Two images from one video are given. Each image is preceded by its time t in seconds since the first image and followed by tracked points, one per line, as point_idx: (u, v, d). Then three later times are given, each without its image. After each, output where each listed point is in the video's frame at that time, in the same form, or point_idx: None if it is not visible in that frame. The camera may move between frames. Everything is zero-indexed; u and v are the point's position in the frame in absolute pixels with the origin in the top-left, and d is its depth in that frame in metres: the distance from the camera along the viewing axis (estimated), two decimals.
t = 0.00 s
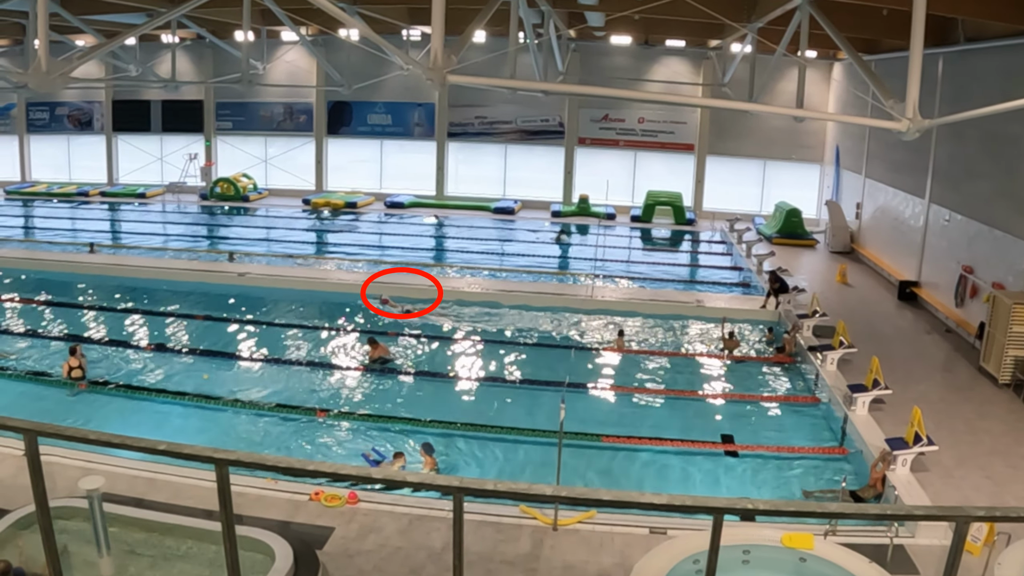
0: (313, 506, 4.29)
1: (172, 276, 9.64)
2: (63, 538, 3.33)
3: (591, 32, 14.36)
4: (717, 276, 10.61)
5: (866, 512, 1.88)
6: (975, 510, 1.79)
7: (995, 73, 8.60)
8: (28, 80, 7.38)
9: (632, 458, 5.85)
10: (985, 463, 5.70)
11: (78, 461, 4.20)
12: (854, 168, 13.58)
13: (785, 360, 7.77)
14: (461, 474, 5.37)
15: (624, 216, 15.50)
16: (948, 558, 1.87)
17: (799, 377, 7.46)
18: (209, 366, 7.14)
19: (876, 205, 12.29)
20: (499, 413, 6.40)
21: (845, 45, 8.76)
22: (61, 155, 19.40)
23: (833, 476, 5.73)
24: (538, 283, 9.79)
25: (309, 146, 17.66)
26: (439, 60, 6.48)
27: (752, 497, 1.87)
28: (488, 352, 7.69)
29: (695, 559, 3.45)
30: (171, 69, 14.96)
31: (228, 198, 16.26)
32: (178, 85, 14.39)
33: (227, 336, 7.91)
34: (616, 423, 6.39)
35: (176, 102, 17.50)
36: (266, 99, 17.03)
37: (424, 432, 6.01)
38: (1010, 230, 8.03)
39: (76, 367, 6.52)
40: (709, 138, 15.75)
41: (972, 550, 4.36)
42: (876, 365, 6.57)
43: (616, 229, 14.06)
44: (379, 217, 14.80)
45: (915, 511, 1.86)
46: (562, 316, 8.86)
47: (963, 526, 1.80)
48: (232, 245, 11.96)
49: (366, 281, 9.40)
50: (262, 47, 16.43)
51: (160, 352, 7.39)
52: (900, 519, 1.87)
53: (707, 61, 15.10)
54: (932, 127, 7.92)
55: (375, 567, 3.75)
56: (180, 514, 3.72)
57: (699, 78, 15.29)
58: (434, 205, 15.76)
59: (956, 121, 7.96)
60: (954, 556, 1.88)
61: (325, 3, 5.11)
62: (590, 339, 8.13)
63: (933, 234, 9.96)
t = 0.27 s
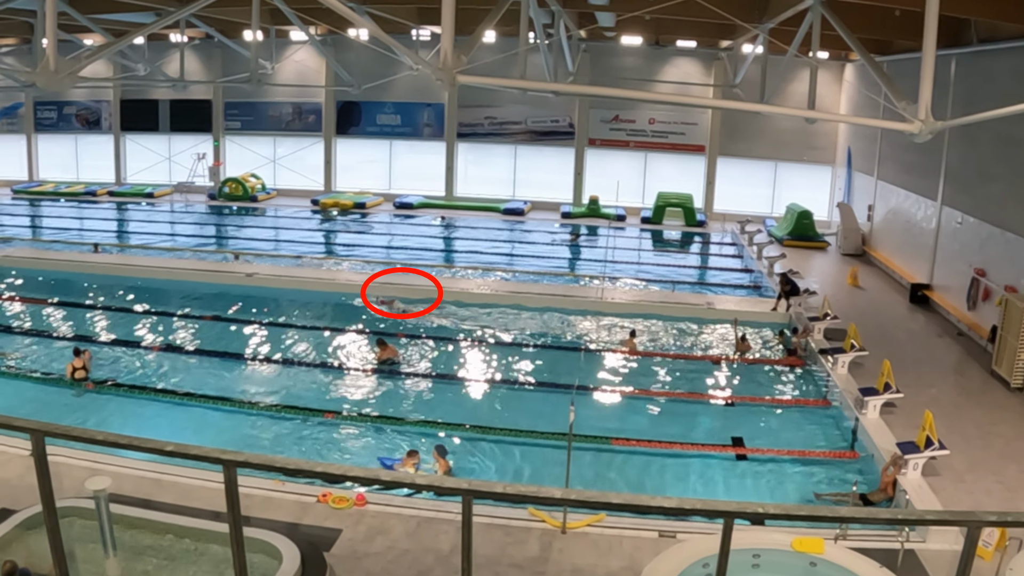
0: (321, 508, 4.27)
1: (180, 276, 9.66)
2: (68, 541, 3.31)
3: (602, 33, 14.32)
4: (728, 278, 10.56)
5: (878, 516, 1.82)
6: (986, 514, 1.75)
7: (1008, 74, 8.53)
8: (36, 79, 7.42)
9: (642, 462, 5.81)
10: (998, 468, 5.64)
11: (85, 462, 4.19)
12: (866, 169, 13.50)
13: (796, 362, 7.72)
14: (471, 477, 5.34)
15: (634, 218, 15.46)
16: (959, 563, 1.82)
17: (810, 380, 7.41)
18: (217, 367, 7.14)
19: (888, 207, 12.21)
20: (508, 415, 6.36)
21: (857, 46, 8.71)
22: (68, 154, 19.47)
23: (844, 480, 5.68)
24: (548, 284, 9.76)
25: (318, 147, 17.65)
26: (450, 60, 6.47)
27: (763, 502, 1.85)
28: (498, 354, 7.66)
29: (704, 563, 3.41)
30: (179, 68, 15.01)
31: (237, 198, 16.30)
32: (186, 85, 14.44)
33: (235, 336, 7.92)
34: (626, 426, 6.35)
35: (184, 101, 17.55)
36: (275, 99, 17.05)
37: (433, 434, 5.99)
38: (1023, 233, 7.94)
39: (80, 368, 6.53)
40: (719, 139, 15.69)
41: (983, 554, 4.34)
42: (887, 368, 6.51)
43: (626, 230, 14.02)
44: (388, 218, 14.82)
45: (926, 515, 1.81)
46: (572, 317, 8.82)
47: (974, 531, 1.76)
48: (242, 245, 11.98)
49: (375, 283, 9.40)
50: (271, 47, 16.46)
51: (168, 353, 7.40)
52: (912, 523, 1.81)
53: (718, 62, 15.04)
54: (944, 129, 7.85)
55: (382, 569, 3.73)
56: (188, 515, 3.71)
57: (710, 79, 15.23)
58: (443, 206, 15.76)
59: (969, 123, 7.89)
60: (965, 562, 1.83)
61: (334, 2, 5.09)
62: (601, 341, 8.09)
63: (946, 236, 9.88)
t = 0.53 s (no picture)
0: (331, 510, 4.25)
1: (189, 276, 9.67)
2: (77, 542, 3.30)
3: (614, 33, 14.28)
4: (740, 281, 10.49)
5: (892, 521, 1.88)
6: (1001, 520, 1.77)
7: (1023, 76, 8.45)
8: (46, 78, 7.45)
9: (654, 465, 5.76)
10: (1012, 473, 5.57)
11: (94, 462, 4.19)
12: (879, 171, 13.41)
13: (808, 365, 7.66)
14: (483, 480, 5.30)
15: (646, 219, 15.41)
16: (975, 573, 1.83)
17: (822, 383, 7.35)
18: (226, 367, 7.15)
19: (901, 209, 12.12)
20: (519, 418, 6.33)
21: (871, 47, 8.64)
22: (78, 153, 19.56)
23: (857, 484, 5.62)
24: (559, 286, 9.73)
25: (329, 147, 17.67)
26: (462, 61, 6.47)
27: (777, 506, 1.88)
28: (509, 356, 7.63)
29: (716, 567, 3.37)
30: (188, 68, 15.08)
31: (246, 198, 16.33)
32: (196, 85, 14.50)
33: (244, 337, 7.92)
34: (638, 429, 6.30)
35: (194, 101, 17.62)
36: (285, 100, 17.09)
37: (443, 436, 5.96)
38: None
39: (86, 368, 6.54)
40: (732, 140, 15.63)
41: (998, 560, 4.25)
42: (900, 371, 6.45)
43: (638, 232, 13.98)
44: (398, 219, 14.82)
45: (941, 520, 1.83)
46: (582, 319, 8.78)
47: (989, 538, 1.78)
48: (251, 245, 12.01)
49: (385, 284, 9.39)
50: (282, 47, 16.49)
51: (178, 353, 7.41)
52: (925, 528, 1.83)
53: (730, 63, 14.97)
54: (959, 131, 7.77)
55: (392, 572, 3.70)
56: (198, 517, 3.70)
57: (722, 80, 15.16)
58: (453, 206, 15.75)
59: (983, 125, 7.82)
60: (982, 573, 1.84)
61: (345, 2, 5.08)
62: (613, 344, 8.04)
63: (960, 239, 9.80)
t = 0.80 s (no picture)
0: (341, 512, 4.22)
1: (198, 276, 9.69)
2: (87, 543, 3.28)
3: (626, 33, 14.23)
4: (753, 283, 10.42)
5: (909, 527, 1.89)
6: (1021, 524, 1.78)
7: None
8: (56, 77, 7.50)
9: (666, 467, 5.72)
10: None
11: (105, 463, 4.17)
12: (893, 173, 13.32)
13: (822, 368, 7.60)
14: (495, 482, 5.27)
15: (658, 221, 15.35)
16: None
17: (836, 387, 7.27)
18: (235, 368, 7.15)
19: (915, 211, 12.03)
20: (531, 420, 6.30)
21: (886, 47, 8.56)
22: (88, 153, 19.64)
23: (871, 487, 5.57)
24: (570, 287, 9.69)
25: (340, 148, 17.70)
26: (474, 61, 6.48)
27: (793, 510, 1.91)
28: (520, 358, 7.60)
29: (730, 570, 3.35)
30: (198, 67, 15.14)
31: (256, 198, 16.37)
32: (206, 84, 14.55)
33: (253, 338, 7.92)
34: (650, 432, 6.26)
35: (204, 100, 17.67)
36: (295, 99, 17.12)
37: (453, 438, 5.93)
38: None
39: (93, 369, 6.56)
40: (745, 141, 15.56)
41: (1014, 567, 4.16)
42: (915, 374, 6.37)
43: (650, 233, 13.92)
44: (409, 219, 14.82)
45: (958, 524, 1.82)
46: (594, 320, 8.74)
47: (1005, 541, 1.79)
48: (261, 245, 12.03)
49: (395, 285, 9.38)
50: (292, 47, 16.52)
51: (187, 353, 7.42)
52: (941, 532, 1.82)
53: (742, 63, 14.91)
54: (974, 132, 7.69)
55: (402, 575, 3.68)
56: (209, 519, 3.68)
57: (735, 80, 15.09)
58: (463, 207, 15.74)
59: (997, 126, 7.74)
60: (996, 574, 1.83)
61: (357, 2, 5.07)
62: (625, 346, 8.00)
63: (974, 241, 9.71)
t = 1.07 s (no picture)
0: (351, 514, 4.20)
1: (208, 276, 9.70)
2: (96, 543, 3.27)
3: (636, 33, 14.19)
4: (765, 284, 10.37)
5: (927, 528, 1.94)
6: None
7: None
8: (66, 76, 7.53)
9: (677, 470, 5.68)
10: None
11: (114, 464, 4.17)
12: (906, 173, 13.22)
13: (835, 370, 7.54)
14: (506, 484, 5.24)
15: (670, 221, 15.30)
16: None
17: (848, 389, 7.21)
18: (244, 368, 7.15)
19: (928, 212, 11.93)
20: (542, 421, 6.27)
21: (899, 47, 8.50)
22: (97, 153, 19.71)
23: (884, 490, 5.51)
24: (581, 288, 9.66)
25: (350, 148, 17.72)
26: (485, 60, 6.50)
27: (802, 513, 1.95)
28: (531, 359, 7.57)
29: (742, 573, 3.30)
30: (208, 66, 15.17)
31: (266, 198, 16.40)
32: (215, 84, 14.60)
33: (263, 339, 7.92)
34: (661, 434, 6.21)
35: (213, 100, 17.72)
36: (305, 99, 17.15)
37: (464, 439, 5.91)
38: None
39: (100, 369, 6.57)
40: (757, 141, 15.49)
41: None
42: (928, 376, 6.29)
43: (661, 234, 13.87)
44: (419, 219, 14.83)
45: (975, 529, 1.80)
46: (605, 321, 8.71)
47: None
48: (271, 245, 12.05)
49: (405, 285, 9.37)
50: (302, 46, 16.56)
51: (196, 354, 7.43)
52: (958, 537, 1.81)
53: (754, 63, 14.84)
54: (988, 133, 7.62)
55: None
56: (219, 520, 3.66)
57: (748, 80, 15.03)
58: (473, 207, 15.74)
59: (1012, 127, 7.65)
60: None
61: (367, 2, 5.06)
62: (636, 347, 7.95)
63: (988, 242, 9.62)
